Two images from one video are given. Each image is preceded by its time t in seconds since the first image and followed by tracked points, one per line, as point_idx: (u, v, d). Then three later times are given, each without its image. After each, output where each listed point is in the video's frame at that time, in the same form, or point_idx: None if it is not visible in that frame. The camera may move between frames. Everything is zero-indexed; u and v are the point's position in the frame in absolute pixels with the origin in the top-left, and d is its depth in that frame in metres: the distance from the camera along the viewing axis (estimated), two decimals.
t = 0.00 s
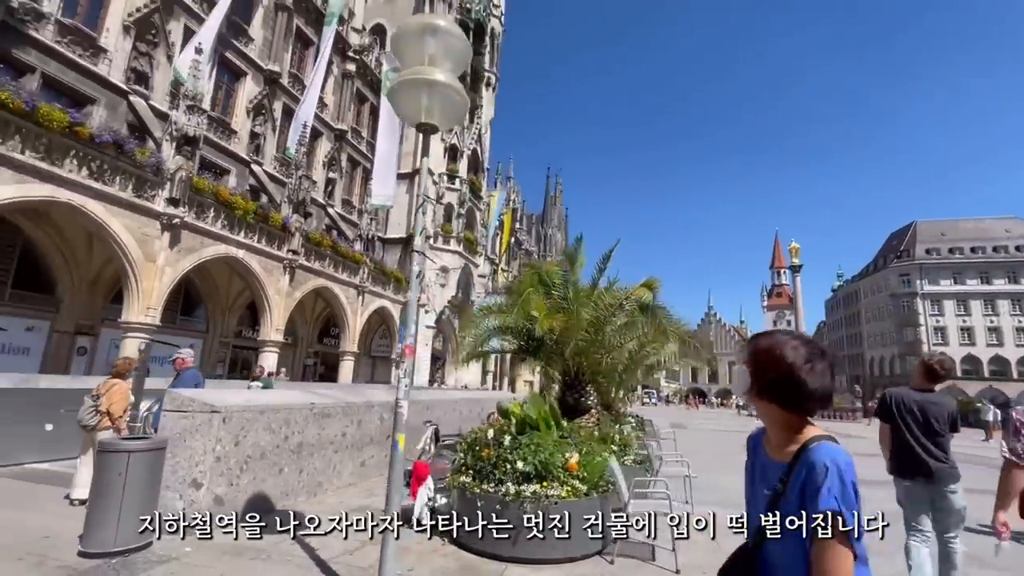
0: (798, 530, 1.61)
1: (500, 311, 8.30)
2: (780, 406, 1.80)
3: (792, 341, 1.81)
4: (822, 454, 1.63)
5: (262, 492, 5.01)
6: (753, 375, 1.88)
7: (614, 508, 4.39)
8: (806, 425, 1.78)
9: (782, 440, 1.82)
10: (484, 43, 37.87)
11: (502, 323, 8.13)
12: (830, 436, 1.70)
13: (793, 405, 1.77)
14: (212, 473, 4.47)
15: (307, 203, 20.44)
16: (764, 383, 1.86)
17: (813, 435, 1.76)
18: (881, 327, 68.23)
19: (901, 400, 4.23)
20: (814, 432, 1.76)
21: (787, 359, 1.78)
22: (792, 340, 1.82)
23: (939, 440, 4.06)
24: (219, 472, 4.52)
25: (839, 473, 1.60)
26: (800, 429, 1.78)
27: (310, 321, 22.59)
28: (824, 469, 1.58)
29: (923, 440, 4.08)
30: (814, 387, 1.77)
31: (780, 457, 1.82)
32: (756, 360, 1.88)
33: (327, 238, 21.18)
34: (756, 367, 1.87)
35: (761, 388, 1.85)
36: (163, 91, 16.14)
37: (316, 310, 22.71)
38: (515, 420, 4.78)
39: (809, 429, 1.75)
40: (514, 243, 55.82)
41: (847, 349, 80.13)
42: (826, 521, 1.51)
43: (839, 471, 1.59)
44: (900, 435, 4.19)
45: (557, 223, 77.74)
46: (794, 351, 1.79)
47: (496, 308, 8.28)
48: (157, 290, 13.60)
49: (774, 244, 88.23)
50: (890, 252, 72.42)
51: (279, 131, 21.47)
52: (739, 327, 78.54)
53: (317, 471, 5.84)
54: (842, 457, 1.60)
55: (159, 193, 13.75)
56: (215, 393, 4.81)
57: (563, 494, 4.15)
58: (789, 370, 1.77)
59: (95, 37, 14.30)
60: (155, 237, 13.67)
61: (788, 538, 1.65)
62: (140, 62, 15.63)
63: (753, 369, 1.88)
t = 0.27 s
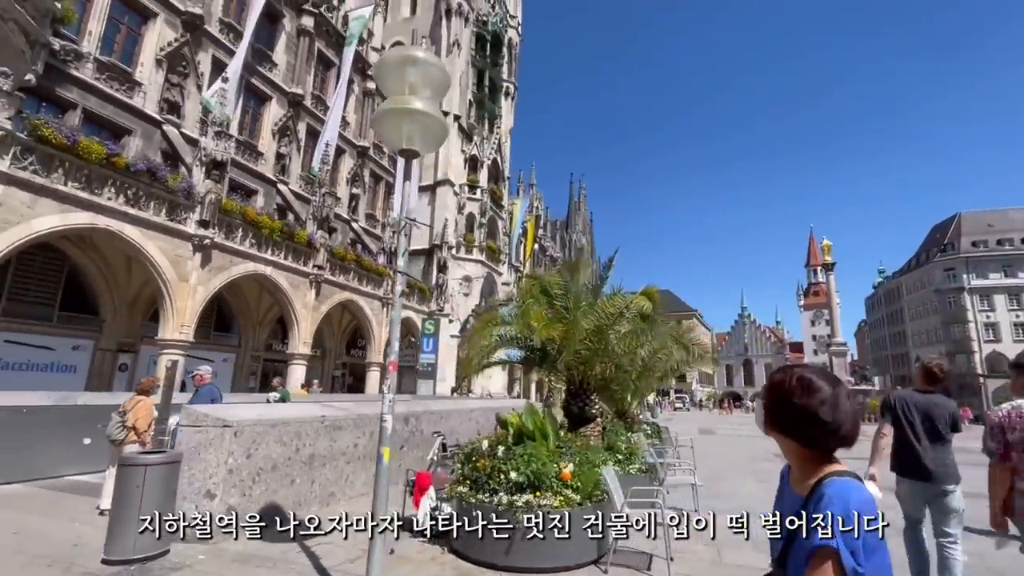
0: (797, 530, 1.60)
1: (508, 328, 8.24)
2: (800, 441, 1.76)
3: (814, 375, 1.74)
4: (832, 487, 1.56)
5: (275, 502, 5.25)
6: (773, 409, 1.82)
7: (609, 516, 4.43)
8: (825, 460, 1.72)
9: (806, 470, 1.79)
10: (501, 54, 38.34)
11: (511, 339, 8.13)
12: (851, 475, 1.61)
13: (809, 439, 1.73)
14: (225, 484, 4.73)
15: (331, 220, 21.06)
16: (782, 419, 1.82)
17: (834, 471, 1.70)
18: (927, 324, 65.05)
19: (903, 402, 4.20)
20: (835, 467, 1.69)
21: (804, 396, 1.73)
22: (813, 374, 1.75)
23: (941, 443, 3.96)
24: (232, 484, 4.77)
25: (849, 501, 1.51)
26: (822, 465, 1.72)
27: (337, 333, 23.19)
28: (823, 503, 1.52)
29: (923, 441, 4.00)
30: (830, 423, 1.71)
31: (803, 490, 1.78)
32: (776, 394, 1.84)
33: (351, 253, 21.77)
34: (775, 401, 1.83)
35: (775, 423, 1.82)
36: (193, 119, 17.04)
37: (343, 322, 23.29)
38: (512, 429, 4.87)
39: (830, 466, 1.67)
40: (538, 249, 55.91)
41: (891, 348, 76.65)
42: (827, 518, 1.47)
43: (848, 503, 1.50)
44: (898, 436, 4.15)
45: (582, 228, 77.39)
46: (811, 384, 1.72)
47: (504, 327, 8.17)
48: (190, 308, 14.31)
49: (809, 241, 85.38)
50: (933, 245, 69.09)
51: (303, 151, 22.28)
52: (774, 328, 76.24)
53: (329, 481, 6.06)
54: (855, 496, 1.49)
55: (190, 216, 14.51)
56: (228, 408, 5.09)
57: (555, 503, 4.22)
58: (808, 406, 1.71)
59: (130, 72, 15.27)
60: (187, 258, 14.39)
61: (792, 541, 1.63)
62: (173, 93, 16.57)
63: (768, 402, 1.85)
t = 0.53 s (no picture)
0: (798, 530, 1.61)
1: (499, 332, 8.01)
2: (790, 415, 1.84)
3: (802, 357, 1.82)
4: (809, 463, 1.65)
5: (280, 504, 5.49)
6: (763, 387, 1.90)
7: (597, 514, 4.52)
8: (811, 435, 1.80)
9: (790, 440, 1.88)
10: (512, 61, 38.68)
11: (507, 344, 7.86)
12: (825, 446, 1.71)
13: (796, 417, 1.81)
14: (231, 487, 4.97)
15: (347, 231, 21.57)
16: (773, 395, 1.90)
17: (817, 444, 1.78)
18: (963, 318, 62.66)
19: (889, 400, 4.31)
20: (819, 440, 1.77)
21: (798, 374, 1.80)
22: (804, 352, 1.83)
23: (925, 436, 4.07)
24: (237, 486, 5.02)
25: (823, 476, 1.60)
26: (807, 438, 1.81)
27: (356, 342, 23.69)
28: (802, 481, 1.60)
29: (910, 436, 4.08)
30: (820, 400, 1.77)
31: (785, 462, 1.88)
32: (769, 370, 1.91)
33: (367, 262, 22.25)
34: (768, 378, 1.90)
35: (765, 396, 1.90)
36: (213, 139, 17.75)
37: (362, 330, 23.77)
38: (504, 429, 4.97)
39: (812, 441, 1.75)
40: (555, 253, 55.93)
41: (925, 344, 73.98)
42: (827, 520, 1.50)
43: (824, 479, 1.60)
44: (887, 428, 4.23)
45: (600, 230, 77.08)
46: (802, 364, 1.80)
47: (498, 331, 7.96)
48: (212, 320, 14.86)
49: (835, 236, 83.20)
50: (967, 237, 66.59)
51: (319, 165, 22.90)
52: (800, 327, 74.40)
53: (335, 484, 6.29)
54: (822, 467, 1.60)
55: (210, 232, 15.09)
56: (232, 414, 5.34)
57: (541, 502, 4.34)
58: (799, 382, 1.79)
59: (152, 97, 16.02)
60: (209, 272, 14.96)
61: (789, 535, 1.65)
62: (193, 115, 17.29)
63: (759, 377, 1.93)
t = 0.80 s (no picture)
0: (796, 528, 1.67)
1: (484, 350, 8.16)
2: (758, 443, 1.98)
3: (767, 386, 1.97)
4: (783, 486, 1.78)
5: (276, 513, 5.71)
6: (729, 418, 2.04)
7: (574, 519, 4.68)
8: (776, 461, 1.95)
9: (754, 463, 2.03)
10: (512, 69, 39.04)
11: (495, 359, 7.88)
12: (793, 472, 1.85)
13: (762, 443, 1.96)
14: (226, 498, 5.21)
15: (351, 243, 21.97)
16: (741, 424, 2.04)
17: (784, 468, 1.93)
18: (981, 312, 61.41)
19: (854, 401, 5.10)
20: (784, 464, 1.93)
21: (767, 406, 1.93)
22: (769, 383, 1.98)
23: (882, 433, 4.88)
24: (233, 496, 5.26)
25: (802, 497, 1.73)
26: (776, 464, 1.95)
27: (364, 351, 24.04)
28: (781, 503, 1.71)
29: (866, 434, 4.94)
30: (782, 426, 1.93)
31: (757, 486, 2.01)
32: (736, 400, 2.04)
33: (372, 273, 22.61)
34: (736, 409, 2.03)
35: (735, 426, 2.02)
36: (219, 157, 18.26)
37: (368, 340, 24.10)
38: (483, 437, 5.15)
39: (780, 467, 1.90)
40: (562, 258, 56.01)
41: (944, 340, 72.55)
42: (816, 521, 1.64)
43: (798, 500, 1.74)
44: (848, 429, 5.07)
45: (607, 233, 77.02)
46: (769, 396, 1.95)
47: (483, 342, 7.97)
48: (220, 334, 15.26)
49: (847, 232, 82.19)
50: (982, 229, 65.38)
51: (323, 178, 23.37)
52: (814, 325, 73.52)
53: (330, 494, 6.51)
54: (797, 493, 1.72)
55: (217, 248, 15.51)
56: (226, 426, 5.60)
57: (516, 507, 4.52)
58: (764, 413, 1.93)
59: (159, 119, 16.56)
60: (216, 287, 15.38)
61: (785, 537, 1.72)
62: (199, 134, 17.81)
63: (728, 409, 2.06)
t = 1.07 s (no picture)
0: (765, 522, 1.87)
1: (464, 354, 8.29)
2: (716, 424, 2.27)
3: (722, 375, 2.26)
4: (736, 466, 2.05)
5: (262, 516, 5.95)
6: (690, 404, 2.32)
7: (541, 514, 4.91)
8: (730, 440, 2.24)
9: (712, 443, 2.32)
10: (505, 75, 39.41)
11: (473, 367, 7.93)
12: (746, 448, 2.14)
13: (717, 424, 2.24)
14: (212, 501, 5.42)
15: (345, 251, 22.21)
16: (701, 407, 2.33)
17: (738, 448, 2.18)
18: (979, 308, 61.53)
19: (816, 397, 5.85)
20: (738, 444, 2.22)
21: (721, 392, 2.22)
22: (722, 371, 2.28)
23: (834, 427, 5.65)
24: (219, 499, 5.48)
25: (752, 476, 1.99)
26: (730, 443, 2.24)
27: (361, 357, 24.29)
28: (735, 483, 1.96)
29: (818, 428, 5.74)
30: (737, 409, 2.19)
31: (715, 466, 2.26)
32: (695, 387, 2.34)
33: (367, 279, 22.88)
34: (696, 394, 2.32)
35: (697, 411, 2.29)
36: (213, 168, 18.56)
37: (365, 346, 24.33)
38: (456, 438, 5.40)
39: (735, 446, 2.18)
40: (559, 261, 56.30)
41: (943, 337, 72.59)
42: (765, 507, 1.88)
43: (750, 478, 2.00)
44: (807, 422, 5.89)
45: (604, 236, 77.38)
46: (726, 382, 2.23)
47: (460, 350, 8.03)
48: (215, 343, 15.50)
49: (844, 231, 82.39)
50: (978, 225, 65.57)
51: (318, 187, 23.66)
52: (813, 324, 73.64)
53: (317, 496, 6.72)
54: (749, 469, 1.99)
55: (212, 258, 15.78)
56: (211, 434, 5.84)
57: (486, 504, 4.76)
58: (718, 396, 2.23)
59: (154, 132, 16.88)
60: (211, 297, 15.65)
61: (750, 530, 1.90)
62: (194, 147, 18.11)
63: (690, 395, 2.33)
